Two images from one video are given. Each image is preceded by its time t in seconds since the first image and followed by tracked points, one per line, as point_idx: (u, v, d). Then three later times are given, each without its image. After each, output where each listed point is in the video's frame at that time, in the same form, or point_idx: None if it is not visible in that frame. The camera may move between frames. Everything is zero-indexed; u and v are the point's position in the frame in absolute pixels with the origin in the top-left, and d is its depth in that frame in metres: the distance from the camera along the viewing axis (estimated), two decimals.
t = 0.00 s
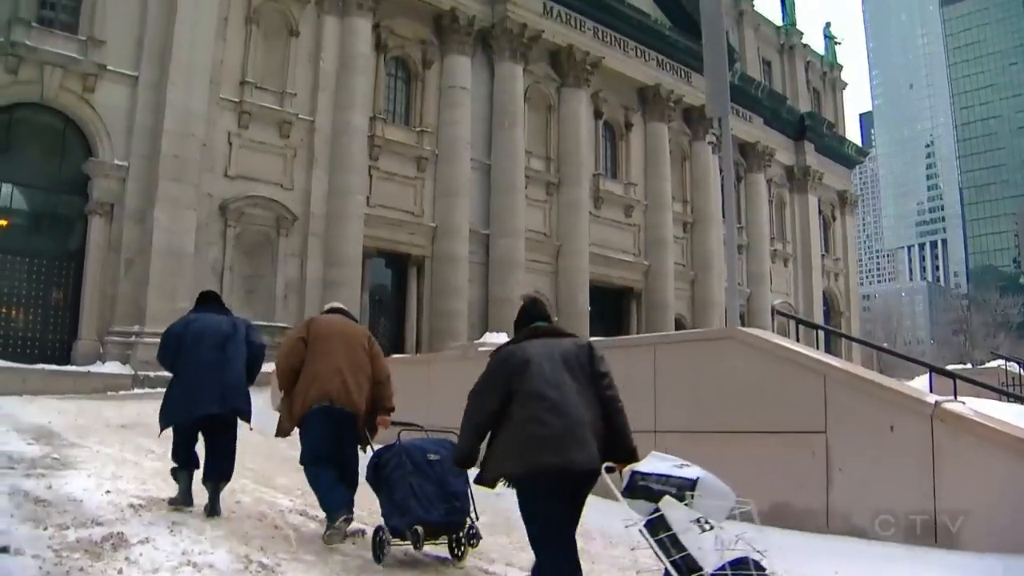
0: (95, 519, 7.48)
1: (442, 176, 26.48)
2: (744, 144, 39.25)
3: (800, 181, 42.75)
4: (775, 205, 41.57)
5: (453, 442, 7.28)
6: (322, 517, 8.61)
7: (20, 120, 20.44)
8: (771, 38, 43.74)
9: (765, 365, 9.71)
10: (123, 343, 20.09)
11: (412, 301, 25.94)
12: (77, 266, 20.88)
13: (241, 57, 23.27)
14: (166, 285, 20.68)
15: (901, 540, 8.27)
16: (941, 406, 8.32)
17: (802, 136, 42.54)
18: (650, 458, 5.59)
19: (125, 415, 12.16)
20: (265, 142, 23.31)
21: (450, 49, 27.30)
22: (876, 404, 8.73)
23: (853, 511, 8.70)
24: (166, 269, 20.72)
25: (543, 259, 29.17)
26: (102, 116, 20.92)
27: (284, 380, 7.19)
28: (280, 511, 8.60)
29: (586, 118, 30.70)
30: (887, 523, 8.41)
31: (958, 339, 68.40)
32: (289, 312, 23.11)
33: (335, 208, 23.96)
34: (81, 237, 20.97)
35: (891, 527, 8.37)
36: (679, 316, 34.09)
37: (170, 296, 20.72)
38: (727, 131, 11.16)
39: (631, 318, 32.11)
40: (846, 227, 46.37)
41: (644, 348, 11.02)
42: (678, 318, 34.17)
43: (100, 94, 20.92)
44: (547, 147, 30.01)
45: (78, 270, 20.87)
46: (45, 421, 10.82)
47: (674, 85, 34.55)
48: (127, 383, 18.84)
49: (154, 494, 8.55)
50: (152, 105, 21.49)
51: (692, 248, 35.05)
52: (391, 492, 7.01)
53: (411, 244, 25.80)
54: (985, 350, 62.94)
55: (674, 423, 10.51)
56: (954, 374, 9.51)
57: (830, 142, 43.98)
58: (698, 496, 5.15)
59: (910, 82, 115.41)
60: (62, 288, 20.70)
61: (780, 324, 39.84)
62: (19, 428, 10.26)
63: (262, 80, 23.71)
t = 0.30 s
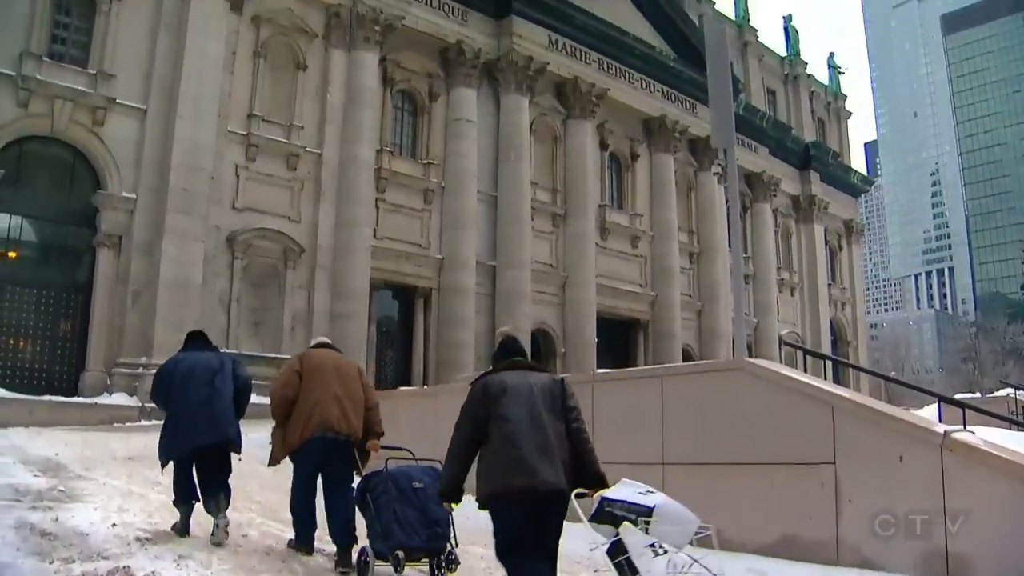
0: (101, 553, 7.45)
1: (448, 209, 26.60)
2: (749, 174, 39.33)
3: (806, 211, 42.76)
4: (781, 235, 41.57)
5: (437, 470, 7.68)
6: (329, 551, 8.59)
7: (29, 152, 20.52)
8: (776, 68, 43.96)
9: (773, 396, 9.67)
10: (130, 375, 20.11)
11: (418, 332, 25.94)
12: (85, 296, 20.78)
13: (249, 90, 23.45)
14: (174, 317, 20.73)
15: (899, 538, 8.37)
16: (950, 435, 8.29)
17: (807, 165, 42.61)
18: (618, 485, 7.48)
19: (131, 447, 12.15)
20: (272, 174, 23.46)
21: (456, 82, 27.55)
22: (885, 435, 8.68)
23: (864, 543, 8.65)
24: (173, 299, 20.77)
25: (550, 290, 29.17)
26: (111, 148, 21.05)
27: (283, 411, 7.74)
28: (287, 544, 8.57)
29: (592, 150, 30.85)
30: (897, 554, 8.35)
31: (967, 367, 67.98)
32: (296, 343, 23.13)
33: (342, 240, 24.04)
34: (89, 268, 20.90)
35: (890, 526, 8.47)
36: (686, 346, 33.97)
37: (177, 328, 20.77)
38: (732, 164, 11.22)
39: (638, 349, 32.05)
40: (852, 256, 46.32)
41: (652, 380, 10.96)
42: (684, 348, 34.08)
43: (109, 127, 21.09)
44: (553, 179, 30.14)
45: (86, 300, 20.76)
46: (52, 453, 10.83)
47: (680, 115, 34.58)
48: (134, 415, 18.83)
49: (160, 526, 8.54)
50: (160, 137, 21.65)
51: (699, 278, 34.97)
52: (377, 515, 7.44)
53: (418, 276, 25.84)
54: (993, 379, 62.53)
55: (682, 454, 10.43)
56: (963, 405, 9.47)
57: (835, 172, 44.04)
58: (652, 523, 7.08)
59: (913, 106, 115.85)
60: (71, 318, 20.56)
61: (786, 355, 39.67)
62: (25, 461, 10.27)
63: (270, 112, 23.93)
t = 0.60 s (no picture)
0: None
1: (457, 235, 26.68)
2: (757, 199, 39.37)
3: (814, 235, 42.72)
4: (789, 259, 41.54)
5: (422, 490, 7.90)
6: None
7: (41, 180, 20.58)
8: (782, 93, 44.08)
9: (782, 423, 9.61)
10: (139, 403, 20.13)
11: (427, 358, 25.93)
12: (94, 323, 20.81)
13: (258, 118, 23.63)
14: (183, 344, 20.77)
15: (899, 540, 8.47)
16: (961, 460, 8.23)
17: (814, 190, 42.64)
18: (588, 503, 7.21)
19: (139, 474, 12.15)
20: (281, 202, 23.59)
21: (463, 109, 27.70)
22: (894, 461, 8.65)
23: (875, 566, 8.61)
24: (181, 326, 20.81)
25: (558, 317, 29.15)
26: (120, 175, 21.17)
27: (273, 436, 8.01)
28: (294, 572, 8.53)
29: (599, 176, 30.95)
30: None
31: (978, 392, 67.58)
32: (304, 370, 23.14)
33: (350, 267, 24.12)
34: (98, 296, 20.94)
35: (891, 527, 8.57)
36: (695, 373, 33.87)
37: (186, 356, 20.81)
38: (738, 188, 11.20)
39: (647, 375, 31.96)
40: (860, 280, 46.23)
41: (660, 407, 10.90)
42: (692, 374, 33.99)
43: (119, 156, 21.21)
44: (560, 206, 30.25)
45: (95, 328, 20.78)
46: (59, 481, 10.85)
47: (687, 141, 34.63)
48: (143, 442, 18.83)
49: (167, 554, 8.53)
50: (170, 166, 21.78)
51: (707, 304, 34.89)
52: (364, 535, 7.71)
53: (426, 302, 25.92)
54: (1004, 404, 62.13)
55: (691, 480, 10.37)
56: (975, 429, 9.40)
57: (842, 196, 44.06)
58: (617, 542, 6.88)
59: (918, 129, 116.25)
60: (80, 344, 20.59)
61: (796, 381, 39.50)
62: (33, 488, 10.28)
63: (278, 140, 24.09)
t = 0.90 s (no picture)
0: None
1: (470, 256, 26.74)
2: (769, 218, 39.33)
3: (826, 254, 42.60)
4: (801, 278, 41.46)
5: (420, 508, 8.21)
6: None
7: (55, 203, 20.72)
8: (794, 112, 44.08)
9: (798, 444, 9.56)
10: (153, 424, 20.17)
11: (440, 379, 25.91)
12: (108, 345, 20.87)
13: (271, 140, 23.81)
14: (196, 366, 20.83)
15: (899, 540, 8.57)
16: (978, 481, 8.16)
17: (826, 209, 42.59)
18: (557, 521, 8.19)
19: (153, 496, 12.19)
20: (294, 224, 23.69)
21: (475, 131, 27.81)
22: (909, 480, 8.59)
23: None
24: (194, 347, 20.87)
25: (571, 337, 29.11)
26: (134, 197, 21.29)
27: (281, 457, 8.31)
28: None
29: (611, 196, 30.99)
30: None
31: (995, 410, 67.10)
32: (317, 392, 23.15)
33: (362, 288, 24.19)
34: (112, 317, 21.01)
35: (891, 527, 8.66)
36: (709, 393, 33.73)
37: (199, 377, 20.87)
38: (749, 209, 11.20)
39: (660, 397, 31.83)
40: (874, 298, 46.05)
41: (675, 428, 10.86)
42: (706, 394, 33.88)
43: (133, 179, 21.36)
44: (573, 226, 30.28)
45: (108, 349, 20.85)
46: (74, 503, 10.90)
47: (698, 161, 34.64)
48: (156, 464, 18.85)
49: None
50: (183, 189, 21.92)
51: (720, 323, 34.78)
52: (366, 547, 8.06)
53: (439, 324, 25.93)
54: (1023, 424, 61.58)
55: (706, 501, 10.31)
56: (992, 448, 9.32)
57: (854, 214, 43.98)
58: (588, 556, 7.66)
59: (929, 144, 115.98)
60: (93, 366, 20.65)
61: (810, 400, 39.26)
62: (48, 510, 10.34)
63: (291, 163, 24.25)
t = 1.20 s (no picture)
0: None
1: (483, 273, 26.79)
2: (782, 233, 39.26)
3: (840, 269, 42.48)
4: (815, 293, 41.36)
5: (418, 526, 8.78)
6: None
7: (71, 223, 20.84)
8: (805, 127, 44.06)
9: (814, 460, 9.52)
10: (167, 443, 20.19)
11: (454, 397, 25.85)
12: (122, 364, 20.94)
13: (285, 159, 23.96)
14: (210, 384, 20.87)
15: (899, 540, 8.64)
16: (996, 496, 8.08)
17: (839, 223, 42.51)
18: (540, 533, 6.68)
19: (166, 514, 12.22)
20: (307, 243, 23.79)
21: (487, 148, 27.89)
22: (923, 494, 8.55)
23: None
24: (208, 365, 20.92)
25: (585, 354, 29.08)
26: (148, 216, 21.40)
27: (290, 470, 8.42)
28: None
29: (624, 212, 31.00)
30: None
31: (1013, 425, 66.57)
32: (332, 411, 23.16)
33: (376, 305, 24.23)
34: (126, 335, 21.10)
35: (891, 527, 8.74)
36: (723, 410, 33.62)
37: (212, 395, 20.90)
38: (760, 222, 11.20)
39: (674, 414, 31.71)
40: (888, 312, 45.86)
41: (689, 444, 10.83)
42: (721, 411, 33.75)
43: (148, 198, 21.50)
44: (586, 243, 30.31)
45: (123, 368, 20.91)
46: (88, 521, 10.95)
47: (710, 177, 34.62)
48: (170, 482, 18.84)
49: None
50: (197, 207, 22.04)
51: (733, 340, 34.66)
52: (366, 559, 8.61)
53: (452, 341, 25.93)
54: None
55: (721, 518, 10.26)
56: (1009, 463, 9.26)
57: (868, 229, 43.89)
58: (567, 567, 6.29)
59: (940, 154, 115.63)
60: (108, 384, 20.72)
61: (825, 416, 39.05)
62: (62, 527, 10.39)
63: (305, 181, 24.40)
